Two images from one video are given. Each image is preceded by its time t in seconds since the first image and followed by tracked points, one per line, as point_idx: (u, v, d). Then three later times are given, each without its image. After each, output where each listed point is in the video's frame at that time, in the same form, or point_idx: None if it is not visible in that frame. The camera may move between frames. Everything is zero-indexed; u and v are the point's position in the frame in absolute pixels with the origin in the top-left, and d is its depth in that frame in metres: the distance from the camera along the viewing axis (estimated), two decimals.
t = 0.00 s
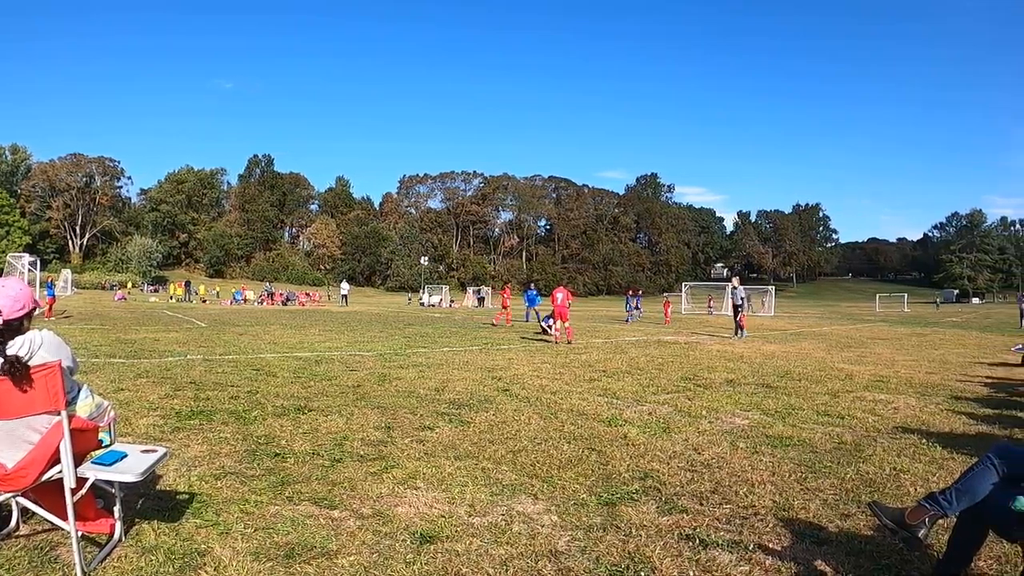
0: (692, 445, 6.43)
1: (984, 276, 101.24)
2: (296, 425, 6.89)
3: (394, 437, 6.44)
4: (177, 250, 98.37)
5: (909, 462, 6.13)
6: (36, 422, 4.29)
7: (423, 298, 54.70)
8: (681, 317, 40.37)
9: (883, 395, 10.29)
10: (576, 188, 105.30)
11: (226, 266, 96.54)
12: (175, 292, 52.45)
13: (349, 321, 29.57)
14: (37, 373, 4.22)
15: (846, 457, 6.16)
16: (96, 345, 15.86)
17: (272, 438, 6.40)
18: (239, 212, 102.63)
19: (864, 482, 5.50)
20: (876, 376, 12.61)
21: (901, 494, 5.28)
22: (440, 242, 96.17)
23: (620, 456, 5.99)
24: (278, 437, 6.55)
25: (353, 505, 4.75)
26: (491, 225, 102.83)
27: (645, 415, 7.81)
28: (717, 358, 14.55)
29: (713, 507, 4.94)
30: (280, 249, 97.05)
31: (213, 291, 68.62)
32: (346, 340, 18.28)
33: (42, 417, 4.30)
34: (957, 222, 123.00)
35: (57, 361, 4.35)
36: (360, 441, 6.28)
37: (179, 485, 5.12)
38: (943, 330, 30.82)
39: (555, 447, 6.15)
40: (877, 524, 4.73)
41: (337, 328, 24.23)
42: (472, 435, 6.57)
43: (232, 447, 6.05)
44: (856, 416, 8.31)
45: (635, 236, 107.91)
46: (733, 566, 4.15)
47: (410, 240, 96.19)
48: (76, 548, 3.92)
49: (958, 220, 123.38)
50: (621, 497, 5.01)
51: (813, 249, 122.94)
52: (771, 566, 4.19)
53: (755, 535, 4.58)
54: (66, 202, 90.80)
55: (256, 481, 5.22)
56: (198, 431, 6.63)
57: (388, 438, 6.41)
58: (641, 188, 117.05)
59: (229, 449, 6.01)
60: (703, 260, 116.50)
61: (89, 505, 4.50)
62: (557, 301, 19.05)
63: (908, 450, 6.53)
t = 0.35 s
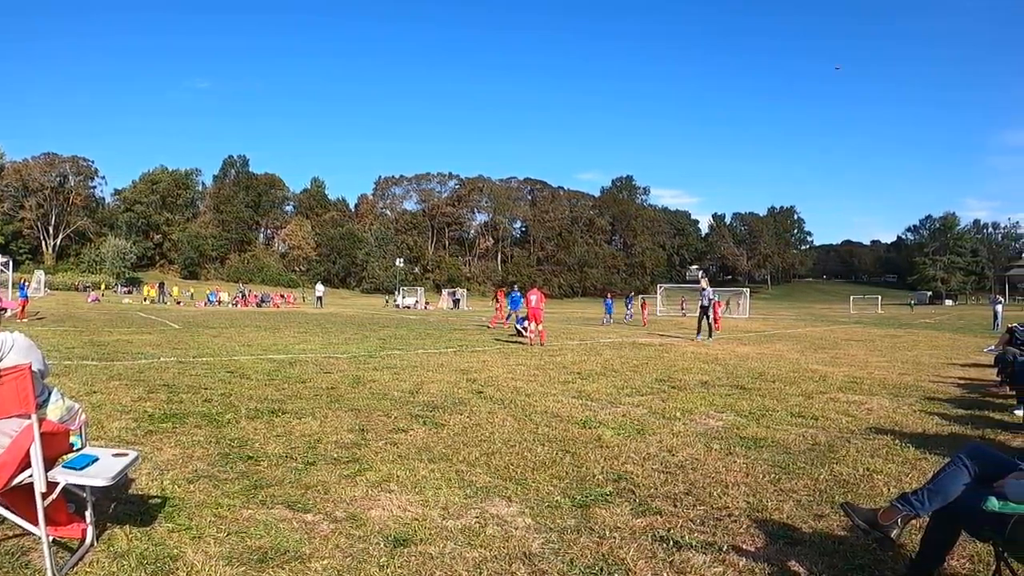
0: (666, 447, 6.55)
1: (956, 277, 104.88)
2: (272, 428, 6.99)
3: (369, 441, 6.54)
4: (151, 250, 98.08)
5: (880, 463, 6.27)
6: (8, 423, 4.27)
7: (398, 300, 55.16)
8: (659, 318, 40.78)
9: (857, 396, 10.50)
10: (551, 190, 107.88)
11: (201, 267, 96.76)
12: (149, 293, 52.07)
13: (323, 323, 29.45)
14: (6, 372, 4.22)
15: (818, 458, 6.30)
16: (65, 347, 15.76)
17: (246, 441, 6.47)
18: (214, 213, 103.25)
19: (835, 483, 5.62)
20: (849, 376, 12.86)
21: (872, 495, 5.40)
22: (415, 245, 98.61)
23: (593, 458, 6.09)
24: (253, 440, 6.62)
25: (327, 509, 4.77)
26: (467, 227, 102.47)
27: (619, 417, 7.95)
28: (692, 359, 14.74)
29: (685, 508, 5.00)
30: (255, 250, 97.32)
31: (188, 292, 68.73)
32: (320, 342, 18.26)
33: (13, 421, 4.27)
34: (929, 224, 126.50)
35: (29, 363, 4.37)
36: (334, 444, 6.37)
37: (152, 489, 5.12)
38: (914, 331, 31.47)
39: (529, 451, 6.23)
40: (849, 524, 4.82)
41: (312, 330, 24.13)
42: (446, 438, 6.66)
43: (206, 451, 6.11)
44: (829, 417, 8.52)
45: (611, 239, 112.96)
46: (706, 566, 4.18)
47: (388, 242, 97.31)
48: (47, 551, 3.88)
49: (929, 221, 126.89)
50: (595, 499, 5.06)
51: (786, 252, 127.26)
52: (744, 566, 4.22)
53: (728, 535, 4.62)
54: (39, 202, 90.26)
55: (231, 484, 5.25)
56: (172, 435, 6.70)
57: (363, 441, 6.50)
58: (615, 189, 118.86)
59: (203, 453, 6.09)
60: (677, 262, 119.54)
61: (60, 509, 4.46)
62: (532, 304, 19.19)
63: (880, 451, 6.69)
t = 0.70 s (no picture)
0: (651, 448, 6.57)
1: (941, 279, 106.28)
2: (257, 430, 6.99)
3: (354, 442, 6.55)
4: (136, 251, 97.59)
5: (864, 463, 6.33)
6: None
7: (383, 301, 55.58)
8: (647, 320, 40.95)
9: (843, 397, 10.57)
10: (538, 192, 108.53)
11: (186, 267, 96.25)
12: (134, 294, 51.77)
13: (310, 324, 29.34)
14: None
15: (803, 459, 6.35)
16: (48, 349, 15.64)
17: (230, 443, 6.46)
18: (200, 214, 103.46)
19: (820, 484, 5.65)
20: (834, 378, 12.94)
21: (857, 495, 5.44)
22: (402, 246, 98.96)
23: (579, 460, 6.11)
24: (238, 441, 6.61)
25: (312, 511, 4.77)
26: (453, 229, 103.09)
27: (605, 419, 7.98)
28: (679, 361, 14.79)
29: (671, 510, 5.01)
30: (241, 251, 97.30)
31: (173, 293, 68.29)
32: (306, 343, 18.19)
33: None
34: (914, 226, 127.98)
35: (12, 364, 4.33)
36: (319, 446, 6.36)
37: (136, 491, 5.10)
38: (899, 332, 31.74)
39: (514, 452, 6.24)
40: (834, 524, 4.83)
41: (297, 331, 24.02)
42: (432, 439, 6.69)
43: (190, 453, 6.10)
44: (815, 418, 8.57)
45: (598, 240, 113.95)
46: (692, 568, 4.18)
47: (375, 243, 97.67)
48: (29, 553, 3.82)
49: (915, 222, 128.43)
50: (580, 500, 5.06)
51: (773, 253, 128.19)
52: (730, 567, 4.23)
53: (714, 536, 4.64)
54: (24, 202, 89.72)
55: (216, 486, 5.24)
56: (156, 436, 6.68)
57: (348, 443, 6.51)
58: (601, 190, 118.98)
59: (188, 454, 6.08)
60: (663, 264, 119.68)
61: (43, 510, 4.41)
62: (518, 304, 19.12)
63: (864, 452, 6.74)
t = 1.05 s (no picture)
0: (640, 448, 6.59)
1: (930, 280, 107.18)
2: (245, 430, 6.98)
3: (342, 442, 6.54)
4: (125, 250, 97.20)
5: (853, 464, 6.35)
6: None
7: (373, 301, 55.80)
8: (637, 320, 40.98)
9: (832, 398, 10.58)
10: (528, 192, 108.31)
11: (175, 266, 96.25)
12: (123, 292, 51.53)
13: (300, 323, 29.23)
14: None
15: (792, 460, 6.36)
16: (35, 347, 15.59)
17: (219, 442, 6.45)
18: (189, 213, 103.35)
19: (809, 485, 5.68)
20: (824, 378, 12.97)
21: (846, 495, 5.47)
22: (392, 245, 99.06)
23: (568, 460, 6.12)
24: (226, 441, 6.60)
25: (301, 511, 4.77)
26: (443, 228, 103.26)
27: (595, 419, 7.99)
28: (668, 362, 14.79)
29: (660, 511, 5.02)
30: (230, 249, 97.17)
31: (161, 292, 68.12)
32: (295, 342, 18.14)
33: None
34: (903, 227, 128.82)
35: None
36: (308, 445, 6.36)
37: (124, 490, 5.09)
38: (887, 334, 31.88)
39: (503, 452, 6.25)
40: (823, 524, 4.84)
41: (287, 331, 23.92)
42: (421, 439, 6.69)
43: (179, 452, 6.09)
44: (803, 419, 8.60)
45: (587, 240, 113.35)
46: (680, 568, 4.19)
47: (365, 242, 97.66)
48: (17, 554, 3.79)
49: (904, 224, 129.22)
50: (569, 501, 5.07)
51: (762, 254, 128.55)
52: (719, 567, 4.24)
53: (702, 536, 4.64)
54: (13, 199, 89.41)
55: (205, 486, 5.23)
56: (145, 436, 6.67)
57: (337, 442, 6.50)
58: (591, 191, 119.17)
59: (176, 454, 6.07)
60: (654, 264, 119.75)
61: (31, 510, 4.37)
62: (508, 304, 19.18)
63: (852, 453, 6.76)
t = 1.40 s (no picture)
0: (623, 448, 6.61)
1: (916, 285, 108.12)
2: (228, 424, 6.96)
3: (325, 438, 6.54)
4: (110, 242, 96.55)
5: (837, 467, 6.40)
6: None
7: (358, 298, 55.75)
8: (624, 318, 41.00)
9: (816, 400, 10.62)
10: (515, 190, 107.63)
11: (160, 259, 95.73)
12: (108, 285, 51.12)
13: (285, 318, 29.05)
14: None
15: (776, 461, 6.41)
16: (17, 339, 15.48)
17: (202, 437, 6.43)
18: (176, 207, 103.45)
19: (793, 486, 5.71)
20: (807, 381, 13.02)
21: (829, 498, 5.50)
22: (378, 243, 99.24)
23: (551, 459, 6.13)
24: (208, 436, 6.58)
25: (283, 507, 4.76)
26: (430, 226, 103.26)
27: (579, 418, 8.01)
28: (653, 362, 14.79)
29: (644, 510, 5.02)
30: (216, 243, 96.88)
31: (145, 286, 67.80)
32: (279, 338, 18.04)
33: None
34: (891, 231, 129.83)
35: None
36: (291, 441, 6.37)
37: (106, 485, 5.06)
38: (871, 337, 32.05)
39: (487, 450, 6.27)
40: (805, 525, 4.85)
41: (271, 326, 23.77)
42: (404, 435, 6.70)
43: (161, 446, 6.06)
44: (788, 421, 8.62)
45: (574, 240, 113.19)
46: (662, 568, 4.20)
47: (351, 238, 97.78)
48: None
49: (890, 228, 130.27)
50: (552, 499, 5.08)
51: (749, 257, 129.05)
52: (700, 568, 4.25)
53: (685, 536, 4.65)
54: None
55: (185, 482, 5.21)
56: (127, 429, 6.64)
57: (320, 438, 6.51)
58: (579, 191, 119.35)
59: (159, 448, 6.05)
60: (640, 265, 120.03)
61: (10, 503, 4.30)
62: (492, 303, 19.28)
63: (836, 456, 6.81)
